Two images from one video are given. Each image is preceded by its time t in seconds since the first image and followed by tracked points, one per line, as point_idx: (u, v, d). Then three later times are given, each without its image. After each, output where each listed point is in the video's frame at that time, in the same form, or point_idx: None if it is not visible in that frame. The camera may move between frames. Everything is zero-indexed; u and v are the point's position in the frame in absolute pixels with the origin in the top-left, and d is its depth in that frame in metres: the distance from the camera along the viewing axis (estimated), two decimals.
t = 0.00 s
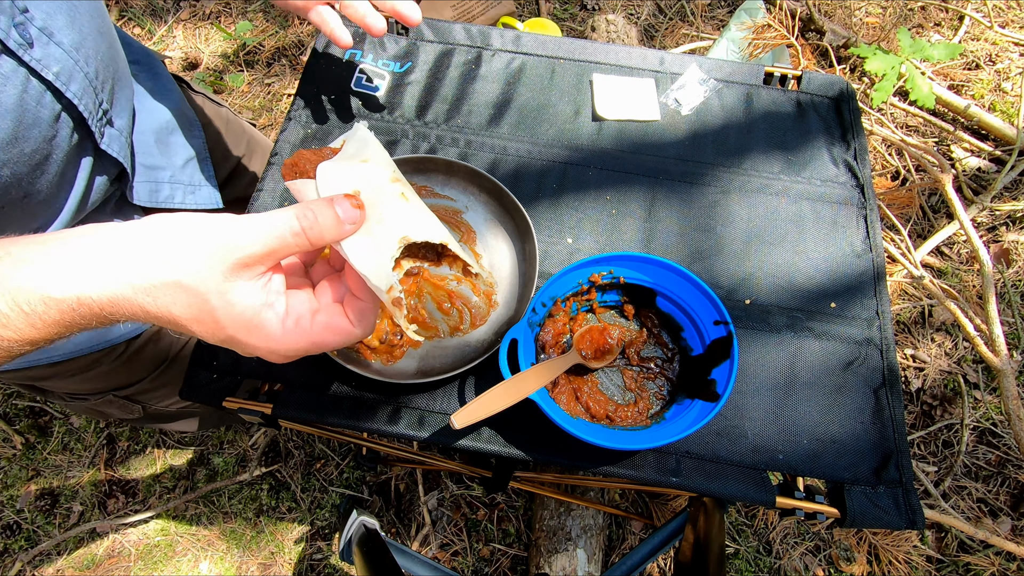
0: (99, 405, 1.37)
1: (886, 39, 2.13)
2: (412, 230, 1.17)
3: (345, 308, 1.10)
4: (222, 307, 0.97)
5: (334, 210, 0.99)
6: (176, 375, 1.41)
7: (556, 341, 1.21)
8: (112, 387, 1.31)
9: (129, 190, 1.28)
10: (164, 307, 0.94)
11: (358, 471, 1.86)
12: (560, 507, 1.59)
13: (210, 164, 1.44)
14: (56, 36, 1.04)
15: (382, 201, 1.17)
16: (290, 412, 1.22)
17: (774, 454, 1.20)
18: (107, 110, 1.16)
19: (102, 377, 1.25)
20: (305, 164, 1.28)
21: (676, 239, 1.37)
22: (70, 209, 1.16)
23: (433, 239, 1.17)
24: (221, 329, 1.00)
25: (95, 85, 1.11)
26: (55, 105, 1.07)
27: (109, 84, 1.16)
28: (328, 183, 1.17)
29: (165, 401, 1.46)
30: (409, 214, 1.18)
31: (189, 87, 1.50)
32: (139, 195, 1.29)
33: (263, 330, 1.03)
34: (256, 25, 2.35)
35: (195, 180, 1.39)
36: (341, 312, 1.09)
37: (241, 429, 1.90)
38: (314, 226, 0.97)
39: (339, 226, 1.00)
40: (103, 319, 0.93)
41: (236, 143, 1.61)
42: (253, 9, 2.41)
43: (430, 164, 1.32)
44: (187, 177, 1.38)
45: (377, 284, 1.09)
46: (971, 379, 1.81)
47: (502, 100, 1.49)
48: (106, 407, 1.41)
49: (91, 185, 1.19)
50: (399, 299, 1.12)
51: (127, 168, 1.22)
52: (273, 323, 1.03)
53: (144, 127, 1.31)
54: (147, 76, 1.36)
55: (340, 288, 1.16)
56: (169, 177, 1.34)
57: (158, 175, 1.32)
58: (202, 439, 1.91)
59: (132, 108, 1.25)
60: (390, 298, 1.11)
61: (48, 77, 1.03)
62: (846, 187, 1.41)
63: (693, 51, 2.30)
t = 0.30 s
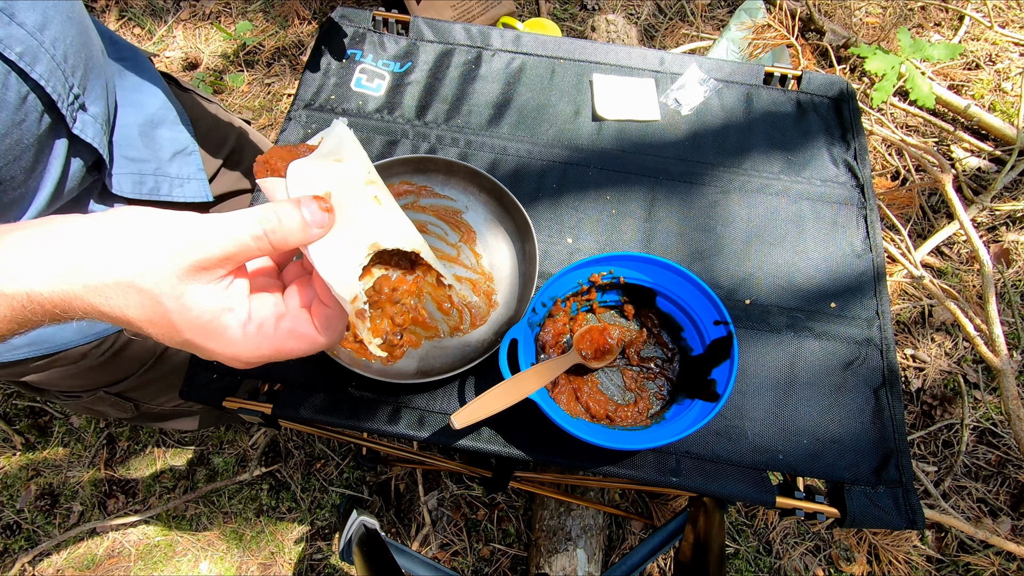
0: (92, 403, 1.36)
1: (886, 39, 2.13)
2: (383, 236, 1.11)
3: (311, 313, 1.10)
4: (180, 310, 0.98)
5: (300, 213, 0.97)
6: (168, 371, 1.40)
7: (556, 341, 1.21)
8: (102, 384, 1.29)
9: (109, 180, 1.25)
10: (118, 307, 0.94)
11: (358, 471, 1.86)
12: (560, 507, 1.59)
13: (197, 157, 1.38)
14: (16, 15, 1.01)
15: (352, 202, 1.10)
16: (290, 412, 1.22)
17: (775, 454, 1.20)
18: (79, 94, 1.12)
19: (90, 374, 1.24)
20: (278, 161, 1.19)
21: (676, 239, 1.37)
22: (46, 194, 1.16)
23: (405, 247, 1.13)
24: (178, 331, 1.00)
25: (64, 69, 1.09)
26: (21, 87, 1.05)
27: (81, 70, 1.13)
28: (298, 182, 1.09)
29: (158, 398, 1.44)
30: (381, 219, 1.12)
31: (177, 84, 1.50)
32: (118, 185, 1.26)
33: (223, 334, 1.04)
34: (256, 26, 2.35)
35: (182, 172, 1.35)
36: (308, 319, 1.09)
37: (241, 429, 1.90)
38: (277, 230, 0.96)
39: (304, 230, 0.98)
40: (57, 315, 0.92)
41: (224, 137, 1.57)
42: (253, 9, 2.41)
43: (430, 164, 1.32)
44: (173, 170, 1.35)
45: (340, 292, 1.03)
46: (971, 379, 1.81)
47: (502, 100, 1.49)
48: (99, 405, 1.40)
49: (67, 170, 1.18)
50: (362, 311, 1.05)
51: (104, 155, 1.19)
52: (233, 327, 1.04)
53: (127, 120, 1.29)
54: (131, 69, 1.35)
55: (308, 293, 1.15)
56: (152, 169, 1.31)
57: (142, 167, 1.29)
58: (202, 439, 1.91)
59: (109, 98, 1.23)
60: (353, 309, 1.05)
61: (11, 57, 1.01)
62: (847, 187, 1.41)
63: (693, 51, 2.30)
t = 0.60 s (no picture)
0: (88, 405, 1.36)
1: (886, 40, 2.13)
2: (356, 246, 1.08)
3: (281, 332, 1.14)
4: (143, 337, 0.99)
5: (262, 226, 0.93)
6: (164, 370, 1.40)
7: (556, 341, 1.21)
8: (99, 386, 1.30)
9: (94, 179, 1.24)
10: (72, 337, 0.92)
11: (358, 471, 1.86)
12: (560, 507, 1.59)
13: (187, 157, 1.40)
14: None
15: (323, 211, 1.08)
16: (290, 411, 1.22)
17: (774, 454, 1.20)
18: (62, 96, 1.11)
19: (85, 376, 1.24)
20: (243, 168, 1.11)
21: (676, 239, 1.37)
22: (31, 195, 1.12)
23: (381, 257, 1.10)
24: (139, 358, 1.01)
25: (44, 71, 1.07)
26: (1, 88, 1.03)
27: (62, 71, 1.11)
28: (266, 192, 1.06)
29: (155, 399, 1.44)
30: (352, 226, 1.10)
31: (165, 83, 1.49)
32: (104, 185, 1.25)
33: (190, 359, 1.07)
34: (256, 26, 2.35)
35: (173, 173, 1.36)
36: (278, 336, 1.14)
37: (241, 429, 1.90)
38: (240, 248, 0.93)
39: (268, 244, 0.94)
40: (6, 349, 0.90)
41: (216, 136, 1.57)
42: (253, 9, 2.41)
43: (430, 164, 1.31)
44: (164, 170, 1.36)
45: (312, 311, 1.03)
46: (971, 379, 1.81)
47: (502, 100, 1.49)
48: (95, 406, 1.39)
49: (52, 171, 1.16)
50: (333, 328, 1.04)
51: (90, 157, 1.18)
52: (200, 352, 1.08)
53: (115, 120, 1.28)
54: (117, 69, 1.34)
55: (280, 310, 1.20)
56: (141, 169, 1.31)
57: (130, 168, 1.29)
58: (202, 439, 1.91)
59: (96, 98, 1.21)
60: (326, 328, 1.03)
61: None
62: (847, 187, 1.41)
63: (693, 51, 2.30)
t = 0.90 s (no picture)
0: (91, 409, 1.37)
1: (886, 40, 2.13)
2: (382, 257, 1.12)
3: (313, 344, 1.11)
4: (187, 351, 1.00)
5: (296, 242, 0.96)
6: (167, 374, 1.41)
7: (556, 341, 1.21)
8: (101, 392, 1.30)
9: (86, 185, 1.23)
10: (128, 354, 0.95)
11: (358, 471, 1.86)
12: (560, 507, 1.59)
13: (185, 160, 1.40)
14: None
15: (350, 228, 1.11)
16: (290, 412, 1.22)
17: (774, 454, 1.20)
18: (48, 105, 1.11)
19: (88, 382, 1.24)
20: (273, 193, 1.15)
21: (676, 239, 1.37)
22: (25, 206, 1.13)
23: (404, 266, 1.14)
24: (186, 372, 1.02)
25: (27, 82, 1.07)
26: None
27: (47, 80, 1.11)
28: (293, 214, 1.10)
29: (158, 403, 1.44)
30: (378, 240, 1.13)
31: (162, 87, 1.50)
32: (97, 191, 1.25)
33: (231, 373, 1.06)
34: (256, 26, 2.35)
35: (171, 177, 1.36)
36: (311, 348, 1.11)
37: (241, 429, 1.90)
38: (276, 262, 0.96)
39: (301, 258, 0.97)
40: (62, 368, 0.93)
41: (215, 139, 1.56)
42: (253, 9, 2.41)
43: (429, 164, 1.31)
44: (162, 174, 1.36)
45: (342, 319, 1.05)
46: (971, 379, 1.81)
47: (502, 100, 1.49)
48: (97, 411, 1.40)
49: (43, 181, 1.15)
50: (366, 334, 1.07)
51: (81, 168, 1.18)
52: (241, 365, 1.07)
53: (112, 128, 1.30)
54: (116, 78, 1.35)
55: (309, 322, 1.19)
56: (139, 174, 1.32)
57: (128, 174, 1.31)
58: (202, 439, 1.91)
59: (87, 106, 1.21)
60: (357, 334, 1.06)
61: None
62: (847, 187, 1.41)
63: (693, 51, 2.30)
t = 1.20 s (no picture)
0: (90, 408, 1.37)
1: (886, 40, 2.13)
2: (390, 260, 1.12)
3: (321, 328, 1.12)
4: (209, 328, 1.01)
5: (315, 239, 1.01)
6: (166, 373, 1.40)
7: (556, 341, 1.21)
8: (97, 391, 1.29)
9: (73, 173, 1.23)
10: (151, 329, 0.97)
11: (358, 471, 1.86)
12: (560, 507, 1.59)
13: (180, 159, 1.41)
14: None
15: (361, 232, 1.11)
16: (291, 412, 1.22)
17: (774, 454, 1.20)
18: (25, 92, 1.12)
19: (83, 381, 1.23)
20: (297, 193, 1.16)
21: (676, 239, 1.37)
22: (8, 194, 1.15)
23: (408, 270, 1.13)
24: (207, 348, 1.03)
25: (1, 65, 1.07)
26: None
27: (23, 65, 1.12)
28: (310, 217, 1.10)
29: (157, 402, 1.44)
30: (390, 244, 1.14)
31: (161, 86, 1.51)
32: (87, 181, 1.25)
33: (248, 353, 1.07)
34: (256, 26, 2.35)
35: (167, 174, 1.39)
36: (320, 332, 1.11)
37: (241, 429, 1.90)
38: (297, 256, 1.00)
39: (319, 255, 1.02)
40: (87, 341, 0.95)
41: (212, 136, 1.55)
42: (253, 9, 2.41)
43: (429, 164, 1.31)
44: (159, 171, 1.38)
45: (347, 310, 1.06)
46: (971, 379, 1.81)
47: (502, 100, 1.49)
48: (96, 410, 1.41)
49: (24, 169, 1.18)
50: (367, 325, 1.08)
51: (62, 155, 1.19)
52: (257, 344, 1.07)
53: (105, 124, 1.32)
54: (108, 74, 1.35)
55: (319, 307, 1.18)
56: (134, 169, 1.34)
57: (124, 168, 1.32)
58: (202, 439, 1.91)
59: (68, 94, 1.22)
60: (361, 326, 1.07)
61: None
62: (847, 187, 1.41)
63: (693, 51, 2.30)
